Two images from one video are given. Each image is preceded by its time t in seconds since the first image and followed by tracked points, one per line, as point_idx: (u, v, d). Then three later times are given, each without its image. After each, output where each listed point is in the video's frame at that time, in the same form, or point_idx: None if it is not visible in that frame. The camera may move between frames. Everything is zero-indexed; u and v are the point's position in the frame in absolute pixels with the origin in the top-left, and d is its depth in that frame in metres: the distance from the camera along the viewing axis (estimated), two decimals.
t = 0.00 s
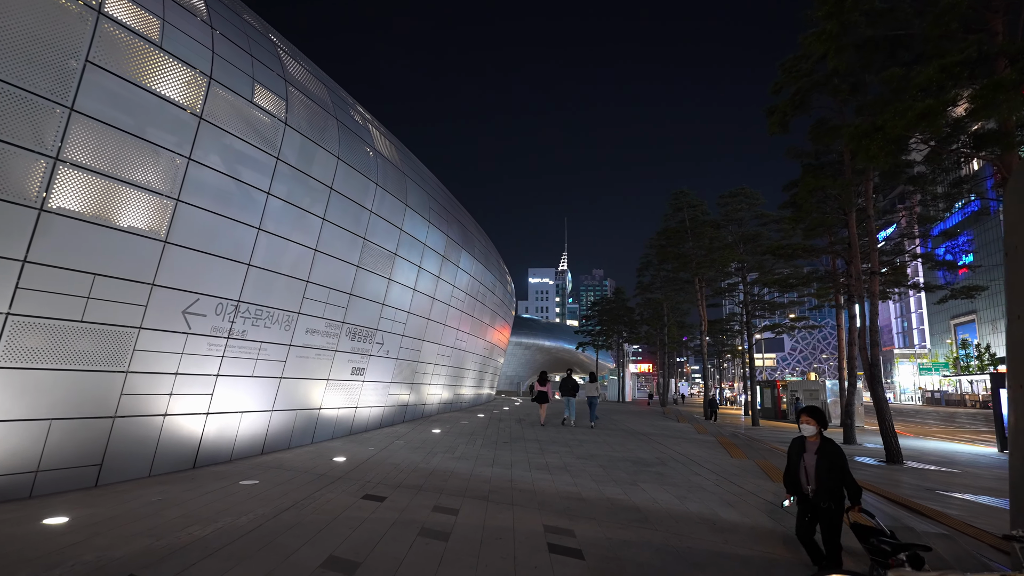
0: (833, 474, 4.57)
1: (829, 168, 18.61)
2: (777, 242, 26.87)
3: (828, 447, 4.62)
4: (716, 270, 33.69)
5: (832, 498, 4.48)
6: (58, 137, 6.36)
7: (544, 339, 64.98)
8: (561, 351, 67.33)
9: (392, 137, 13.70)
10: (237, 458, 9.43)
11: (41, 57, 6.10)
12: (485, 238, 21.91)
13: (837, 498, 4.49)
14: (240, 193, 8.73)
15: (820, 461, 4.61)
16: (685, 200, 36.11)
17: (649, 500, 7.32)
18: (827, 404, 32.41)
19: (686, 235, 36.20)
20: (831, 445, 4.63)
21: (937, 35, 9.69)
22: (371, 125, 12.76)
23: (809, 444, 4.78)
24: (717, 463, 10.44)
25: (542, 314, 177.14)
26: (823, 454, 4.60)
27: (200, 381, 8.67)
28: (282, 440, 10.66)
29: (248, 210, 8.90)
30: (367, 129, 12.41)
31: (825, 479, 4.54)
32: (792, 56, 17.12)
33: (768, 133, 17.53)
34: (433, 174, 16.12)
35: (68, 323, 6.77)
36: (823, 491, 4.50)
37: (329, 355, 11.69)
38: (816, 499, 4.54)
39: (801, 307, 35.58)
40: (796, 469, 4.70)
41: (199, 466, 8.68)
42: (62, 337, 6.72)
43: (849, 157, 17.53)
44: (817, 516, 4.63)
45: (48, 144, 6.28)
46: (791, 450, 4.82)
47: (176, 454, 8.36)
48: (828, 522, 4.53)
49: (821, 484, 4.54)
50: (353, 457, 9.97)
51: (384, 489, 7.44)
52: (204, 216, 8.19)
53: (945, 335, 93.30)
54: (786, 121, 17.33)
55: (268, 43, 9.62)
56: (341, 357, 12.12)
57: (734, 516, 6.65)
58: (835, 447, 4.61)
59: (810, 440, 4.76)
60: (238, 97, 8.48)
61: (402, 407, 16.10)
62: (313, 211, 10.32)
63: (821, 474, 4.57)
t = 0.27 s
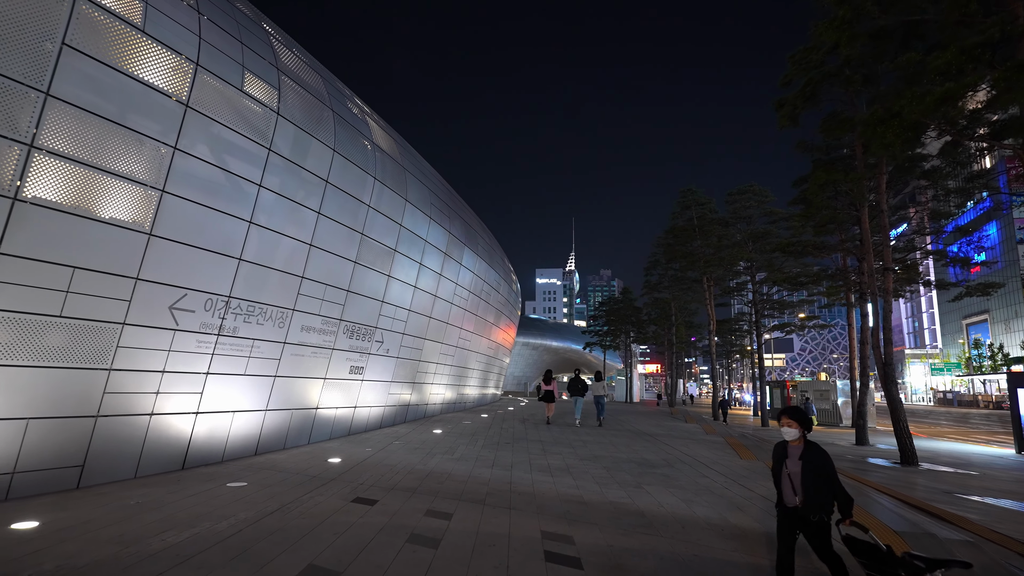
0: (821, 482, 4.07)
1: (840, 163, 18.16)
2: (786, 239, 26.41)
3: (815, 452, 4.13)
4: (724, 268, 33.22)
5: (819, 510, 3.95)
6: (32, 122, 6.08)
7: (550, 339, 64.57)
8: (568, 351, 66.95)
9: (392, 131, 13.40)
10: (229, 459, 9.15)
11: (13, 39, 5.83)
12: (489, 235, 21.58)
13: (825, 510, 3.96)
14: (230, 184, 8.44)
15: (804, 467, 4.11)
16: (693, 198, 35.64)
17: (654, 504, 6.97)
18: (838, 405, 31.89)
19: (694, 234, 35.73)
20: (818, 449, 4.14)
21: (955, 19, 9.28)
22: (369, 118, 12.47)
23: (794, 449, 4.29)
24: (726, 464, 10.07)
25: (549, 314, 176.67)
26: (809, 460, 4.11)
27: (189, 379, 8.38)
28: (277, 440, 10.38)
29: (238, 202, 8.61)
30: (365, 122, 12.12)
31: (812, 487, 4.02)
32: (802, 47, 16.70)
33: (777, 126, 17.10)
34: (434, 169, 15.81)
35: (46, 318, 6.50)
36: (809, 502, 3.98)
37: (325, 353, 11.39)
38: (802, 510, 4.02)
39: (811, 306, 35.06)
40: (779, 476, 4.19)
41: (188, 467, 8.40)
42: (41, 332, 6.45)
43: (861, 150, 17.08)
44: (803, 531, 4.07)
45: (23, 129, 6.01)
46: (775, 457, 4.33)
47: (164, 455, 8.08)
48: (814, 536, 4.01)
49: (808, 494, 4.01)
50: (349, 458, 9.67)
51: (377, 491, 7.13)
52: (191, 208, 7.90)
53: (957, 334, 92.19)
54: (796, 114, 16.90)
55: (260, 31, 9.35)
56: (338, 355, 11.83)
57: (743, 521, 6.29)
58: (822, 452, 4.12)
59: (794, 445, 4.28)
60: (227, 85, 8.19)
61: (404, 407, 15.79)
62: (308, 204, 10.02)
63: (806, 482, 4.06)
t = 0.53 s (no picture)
0: (800, 488, 3.66)
1: (852, 159, 17.70)
2: (795, 238, 25.92)
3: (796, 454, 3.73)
4: (733, 267, 32.74)
5: (796, 519, 3.54)
6: (4, 112, 5.81)
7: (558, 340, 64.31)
8: (574, 351, 66.53)
9: (390, 126, 13.09)
10: (219, 463, 8.87)
11: None
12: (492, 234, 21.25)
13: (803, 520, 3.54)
14: (218, 179, 8.16)
15: (783, 471, 3.71)
16: (700, 196, 35.11)
17: (659, 512, 6.62)
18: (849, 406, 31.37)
19: (701, 233, 35.16)
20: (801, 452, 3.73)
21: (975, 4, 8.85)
22: (366, 113, 12.17)
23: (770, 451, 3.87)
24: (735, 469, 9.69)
25: (556, 314, 176.16)
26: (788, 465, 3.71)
27: (176, 381, 8.11)
28: (270, 443, 10.09)
29: (226, 198, 8.32)
30: (362, 117, 11.82)
31: (787, 495, 3.62)
32: (813, 40, 16.25)
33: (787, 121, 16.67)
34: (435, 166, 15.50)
35: (22, 317, 6.23)
36: (785, 509, 3.56)
37: (321, 353, 11.10)
38: (775, 521, 3.61)
39: (821, 306, 34.52)
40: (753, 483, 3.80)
41: (175, 471, 8.13)
42: (17, 333, 6.19)
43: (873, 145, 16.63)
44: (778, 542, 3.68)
45: None
46: (747, 458, 3.91)
47: (149, 459, 7.80)
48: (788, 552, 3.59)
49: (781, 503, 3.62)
50: (343, 462, 9.36)
51: (368, 499, 6.81)
52: (176, 203, 7.62)
53: (969, 335, 91.08)
54: (806, 109, 16.46)
55: (250, 22, 9.07)
56: (335, 356, 11.54)
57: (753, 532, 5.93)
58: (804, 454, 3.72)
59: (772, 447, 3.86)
60: (214, 76, 7.91)
61: (405, 408, 15.49)
62: (302, 200, 9.73)
63: (783, 488, 3.66)
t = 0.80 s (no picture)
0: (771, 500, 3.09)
1: (862, 153, 17.25)
2: (804, 236, 25.47)
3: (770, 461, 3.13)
4: (740, 266, 32.30)
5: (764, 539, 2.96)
6: None
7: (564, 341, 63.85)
8: (581, 352, 66.12)
9: (388, 120, 12.81)
10: (208, 465, 8.58)
11: None
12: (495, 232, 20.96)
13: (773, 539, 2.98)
14: (205, 171, 7.88)
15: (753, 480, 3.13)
16: (707, 195, 34.62)
17: (662, 518, 6.28)
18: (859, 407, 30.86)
19: (708, 231, 34.67)
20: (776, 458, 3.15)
21: None
22: (362, 106, 11.88)
23: (738, 458, 3.30)
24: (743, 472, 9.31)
25: (563, 315, 175.67)
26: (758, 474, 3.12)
27: (161, 380, 7.83)
28: (262, 444, 9.80)
29: (214, 190, 8.04)
30: (358, 109, 11.53)
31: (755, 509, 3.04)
32: (822, 31, 15.82)
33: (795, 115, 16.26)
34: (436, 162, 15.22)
35: None
36: (751, 526, 2.98)
37: (316, 352, 10.81)
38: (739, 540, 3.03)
39: (830, 306, 34.01)
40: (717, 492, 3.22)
41: (161, 474, 7.85)
42: None
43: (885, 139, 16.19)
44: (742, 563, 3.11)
45: None
46: (711, 464, 3.33)
47: (133, 460, 7.51)
48: None
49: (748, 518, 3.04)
50: (337, 464, 9.05)
51: (357, 503, 6.49)
52: (160, 195, 7.34)
53: (980, 335, 90.04)
54: (815, 102, 16.04)
55: (239, 9, 8.79)
56: (331, 355, 11.25)
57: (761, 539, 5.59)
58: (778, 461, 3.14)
59: (741, 452, 3.28)
60: (199, 64, 7.64)
61: (405, 409, 15.19)
62: (294, 194, 9.45)
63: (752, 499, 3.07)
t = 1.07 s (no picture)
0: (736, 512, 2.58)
1: (874, 148, 16.79)
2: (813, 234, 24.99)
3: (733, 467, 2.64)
4: (748, 266, 31.80)
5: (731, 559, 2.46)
6: None
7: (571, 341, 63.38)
8: (587, 352, 65.69)
9: (385, 114, 12.49)
10: (195, 469, 8.27)
11: None
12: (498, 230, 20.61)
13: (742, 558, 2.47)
14: (190, 163, 7.57)
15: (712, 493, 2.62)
16: (714, 193, 34.04)
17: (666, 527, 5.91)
18: (869, 408, 30.34)
19: (716, 230, 34.14)
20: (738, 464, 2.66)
21: None
22: (358, 99, 11.57)
23: (697, 469, 2.80)
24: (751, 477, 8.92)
25: (569, 315, 175.03)
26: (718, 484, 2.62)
27: (145, 380, 7.53)
28: (254, 447, 9.48)
29: (200, 183, 7.72)
30: (354, 102, 11.22)
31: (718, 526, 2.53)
32: (832, 23, 15.38)
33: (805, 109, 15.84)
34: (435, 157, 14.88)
35: None
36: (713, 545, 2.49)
37: (310, 352, 10.49)
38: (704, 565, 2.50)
39: (839, 305, 33.46)
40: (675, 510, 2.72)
41: (145, 478, 7.53)
42: None
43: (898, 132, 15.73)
44: None
45: None
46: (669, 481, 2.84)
47: (116, 464, 7.20)
48: None
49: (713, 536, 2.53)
50: (329, 468, 8.72)
51: (343, 512, 6.15)
52: (142, 188, 7.04)
53: (992, 335, 88.95)
54: (826, 96, 15.60)
55: None
56: (326, 354, 10.94)
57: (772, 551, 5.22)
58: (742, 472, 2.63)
59: (700, 462, 2.80)
60: (183, 51, 7.34)
61: (404, 410, 14.87)
62: (285, 188, 9.13)
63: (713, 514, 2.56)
